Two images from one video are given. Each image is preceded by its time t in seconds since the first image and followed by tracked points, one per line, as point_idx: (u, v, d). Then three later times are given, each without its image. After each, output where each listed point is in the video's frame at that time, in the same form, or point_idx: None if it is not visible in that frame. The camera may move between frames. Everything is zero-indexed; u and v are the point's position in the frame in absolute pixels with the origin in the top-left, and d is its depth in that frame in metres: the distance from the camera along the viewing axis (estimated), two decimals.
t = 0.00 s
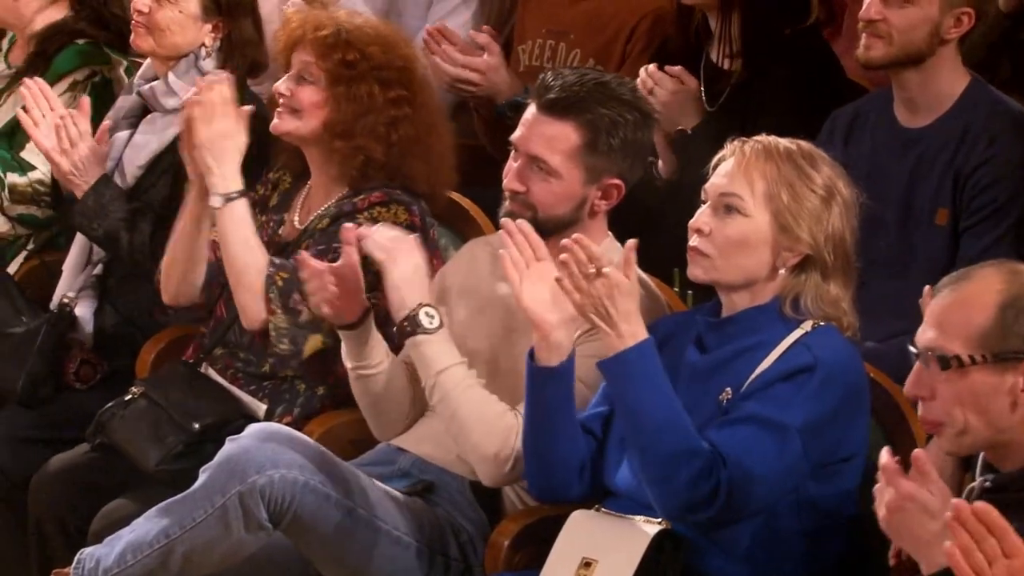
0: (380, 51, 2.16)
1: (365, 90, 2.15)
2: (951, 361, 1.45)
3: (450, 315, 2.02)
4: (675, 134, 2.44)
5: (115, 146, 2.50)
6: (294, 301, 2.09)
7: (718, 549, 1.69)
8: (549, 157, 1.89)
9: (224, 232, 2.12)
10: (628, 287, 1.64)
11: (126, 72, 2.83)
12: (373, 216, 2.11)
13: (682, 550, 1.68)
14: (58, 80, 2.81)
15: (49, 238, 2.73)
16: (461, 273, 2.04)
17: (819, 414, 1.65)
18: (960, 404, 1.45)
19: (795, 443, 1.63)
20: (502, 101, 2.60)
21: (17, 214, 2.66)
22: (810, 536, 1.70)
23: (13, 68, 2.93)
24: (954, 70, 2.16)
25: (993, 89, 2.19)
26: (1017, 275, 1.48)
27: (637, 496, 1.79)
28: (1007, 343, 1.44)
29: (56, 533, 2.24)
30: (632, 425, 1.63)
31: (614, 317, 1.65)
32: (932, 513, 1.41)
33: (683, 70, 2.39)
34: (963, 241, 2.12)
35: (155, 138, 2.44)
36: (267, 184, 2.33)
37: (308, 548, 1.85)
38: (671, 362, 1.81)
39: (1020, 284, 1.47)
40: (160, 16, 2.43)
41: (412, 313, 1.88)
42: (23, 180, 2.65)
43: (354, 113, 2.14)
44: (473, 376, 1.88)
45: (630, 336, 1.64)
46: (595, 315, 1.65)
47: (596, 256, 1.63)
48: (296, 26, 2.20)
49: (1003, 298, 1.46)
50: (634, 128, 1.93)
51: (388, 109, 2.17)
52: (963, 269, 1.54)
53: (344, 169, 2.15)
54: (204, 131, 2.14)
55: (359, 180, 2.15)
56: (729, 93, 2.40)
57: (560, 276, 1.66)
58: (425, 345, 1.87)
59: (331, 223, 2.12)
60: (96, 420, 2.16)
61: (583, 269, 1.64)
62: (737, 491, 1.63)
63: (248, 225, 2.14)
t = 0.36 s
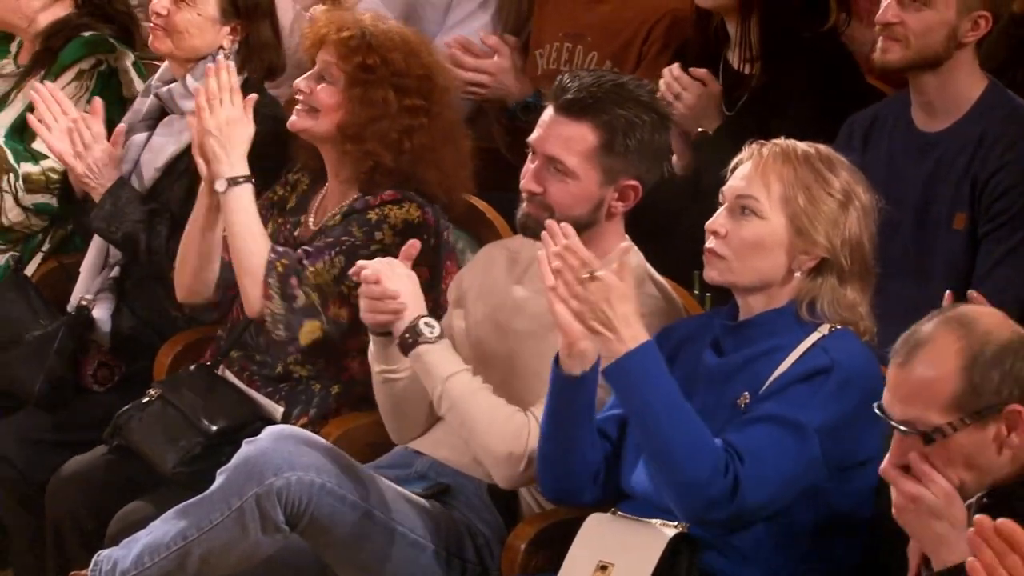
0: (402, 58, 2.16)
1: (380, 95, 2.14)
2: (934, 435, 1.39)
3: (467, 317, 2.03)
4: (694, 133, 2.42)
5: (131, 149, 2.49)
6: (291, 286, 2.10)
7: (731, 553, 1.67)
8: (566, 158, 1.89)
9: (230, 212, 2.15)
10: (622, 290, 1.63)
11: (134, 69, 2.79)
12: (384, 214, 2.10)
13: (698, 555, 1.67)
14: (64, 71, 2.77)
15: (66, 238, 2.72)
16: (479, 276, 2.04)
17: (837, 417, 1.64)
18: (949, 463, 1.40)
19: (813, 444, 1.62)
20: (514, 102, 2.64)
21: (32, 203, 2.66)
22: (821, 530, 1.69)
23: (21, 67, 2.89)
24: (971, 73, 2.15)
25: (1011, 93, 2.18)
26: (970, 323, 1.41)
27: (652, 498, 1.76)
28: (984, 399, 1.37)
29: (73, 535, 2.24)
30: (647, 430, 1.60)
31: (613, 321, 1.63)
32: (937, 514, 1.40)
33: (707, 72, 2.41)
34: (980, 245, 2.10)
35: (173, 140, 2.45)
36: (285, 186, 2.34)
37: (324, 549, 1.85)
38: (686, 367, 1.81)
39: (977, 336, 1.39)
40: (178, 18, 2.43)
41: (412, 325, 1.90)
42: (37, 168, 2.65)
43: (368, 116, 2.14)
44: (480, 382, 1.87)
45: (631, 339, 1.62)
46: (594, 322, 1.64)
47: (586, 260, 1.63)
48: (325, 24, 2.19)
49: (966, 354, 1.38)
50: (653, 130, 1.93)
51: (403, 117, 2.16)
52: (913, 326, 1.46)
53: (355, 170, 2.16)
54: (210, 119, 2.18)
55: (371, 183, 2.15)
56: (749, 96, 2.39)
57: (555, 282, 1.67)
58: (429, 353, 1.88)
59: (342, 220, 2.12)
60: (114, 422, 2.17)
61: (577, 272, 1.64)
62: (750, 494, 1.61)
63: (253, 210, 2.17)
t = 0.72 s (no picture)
0: (424, 67, 2.16)
1: (400, 103, 2.15)
2: (947, 411, 1.39)
3: (496, 324, 2.02)
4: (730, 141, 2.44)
5: (163, 156, 2.52)
6: (320, 299, 2.11)
7: (755, 555, 1.68)
8: (593, 163, 1.90)
9: (263, 230, 2.15)
10: (665, 296, 1.63)
11: (163, 72, 2.77)
12: (412, 223, 2.11)
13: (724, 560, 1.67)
14: (95, 70, 2.76)
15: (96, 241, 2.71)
16: (508, 280, 2.04)
17: (866, 423, 1.63)
18: (956, 446, 1.40)
19: (842, 448, 1.62)
20: (542, 106, 2.62)
21: (64, 199, 2.63)
22: (844, 533, 1.68)
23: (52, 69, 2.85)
24: (1000, 78, 2.13)
25: None
26: (1000, 311, 1.42)
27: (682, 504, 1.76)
28: (1002, 386, 1.37)
29: (104, 539, 2.25)
30: (673, 424, 1.61)
31: (653, 324, 1.63)
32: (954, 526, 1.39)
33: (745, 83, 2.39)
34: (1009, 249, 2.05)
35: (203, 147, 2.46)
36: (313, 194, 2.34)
37: (352, 553, 1.85)
38: (715, 372, 1.81)
39: (1006, 322, 1.40)
40: (209, 24, 2.45)
41: (432, 333, 1.90)
42: (69, 166, 2.65)
43: (393, 125, 2.14)
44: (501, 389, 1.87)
45: (670, 344, 1.62)
46: (634, 325, 1.64)
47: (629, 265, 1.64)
48: (348, 31, 2.20)
49: (991, 338, 1.39)
50: (681, 135, 1.93)
51: (426, 125, 2.16)
52: (941, 309, 1.47)
53: (382, 179, 2.16)
54: (244, 133, 2.18)
55: (398, 192, 2.15)
56: (780, 102, 2.40)
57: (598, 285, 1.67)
58: (449, 362, 1.88)
59: (370, 230, 2.13)
60: (143, 425, 2.18)
61: (620, 278, 1.64)
62: (778, 499, 1.61)
63: (286, 225, 2.17)
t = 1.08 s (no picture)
0: (448, 80, 2.16)
1: (424, 118, 2.15)
2: (996, 399, 1.42)
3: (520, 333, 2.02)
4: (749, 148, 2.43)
5: (187, 163, 2.53)
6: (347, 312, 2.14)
7: (779, 565, 1.67)
8: (618, 170, 1.90)
9: (289, 248, 2.19)
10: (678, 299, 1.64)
11: (190, 81, 2.77)
12: (438, 235, 2.13)
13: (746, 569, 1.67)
14: (121, 79, 2.74)
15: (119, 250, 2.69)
16: (531, 290, 2.04)
17: (887, 430, 1.62)
18: (998, 439, 1.43)
19: (863, 455, 1.61)
20: (568, 108, 2.61)
21: (90, 209, 2.61)
22: (871, 541, 1.68)
23: (78, 77, 2.85)
24: None
25: None
26: None
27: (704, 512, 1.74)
28: None
29: (127, 547, 2.25)
30: (695, 436, 1.60)
31: (669, 329, 1.63)
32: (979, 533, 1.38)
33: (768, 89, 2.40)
34: None
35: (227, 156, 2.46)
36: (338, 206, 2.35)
37: (375, 562, 1.85)
38: (738, 380, 1.80)
39: None
40: (233, 32, 2.47)
41: (481, 329, 1.89)
42: (94, 175, 2.62)
43: (419, 139, 2.15)
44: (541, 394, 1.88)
45: (686, 348, 1.62)
46: (649, 329, 1.65)
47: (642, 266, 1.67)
48: (370, 44, 2.21)
49: None
50: (706, 146, 1.93)
51: (451, 139, 2.16)
52: (1005, 302, 1.49)
53: (406, 192, 2.17)
54: (266, 152, 2.21)
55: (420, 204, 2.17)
56: (802, 112, 2.38)
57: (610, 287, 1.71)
58: (493, 361, 1.88)
59: (398, 241, 2.15)
60: (168, 434, 2.19)
61: (630, 280, 1.67)
62: (798, 504, 1.60)
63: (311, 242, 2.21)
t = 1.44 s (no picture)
0: (474, 95, 2.17)
1: (449, 132, 2.15)
2: None
3: (542, 347, 2.03)
4: (769, 163, 2.42)
5: (209, 175, 2.54)
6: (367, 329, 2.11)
7: None
8: (641, 184, 1.90)
9: (311, 255, 2.17)
10: (706, 318, 1.63)
11: (214, 95, 2.77)
12: (459, 246, 2.12)
13: None
14: (146, 93, 2.76)
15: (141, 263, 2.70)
16: (554, 303, 2.04)
17: (911, 447, 1.62)
18: None
19: (887, 474, 1.61)
20: (591, 123, 2.64)
21: (113, 223, 2.61)
22: (896, 557, 1.69)
23: (103, 90, 2.85)
24: None
25: None
26: None
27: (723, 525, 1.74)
28: None
29: (149, 560, 2.25)
30: (719, 456, 1.61)
31: (696, 351, 1.63)
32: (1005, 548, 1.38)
33: (787, 101, 2.40)
34: None
35: (249, 168, 2.48)
36: (359, 217, 2.35)
37: None
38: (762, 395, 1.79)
39: None
40: (254, 45, 2.47)
41: (487, 354, 1.90)
42: (119, 190, 2.62)
43: (443, 152, 2.15)
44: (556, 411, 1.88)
45: (712, 370, 1.62)
46: (676, 349, 1.64)
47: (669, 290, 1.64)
48: (395, 58, 2.22)
49: None
50: (729, 160, 1.93)
51: (474, 153, 2.17)
52: None
53: (428, 204, 2.17)
54: (294, 156, 2.18)
55: (441, 214, 2.17)
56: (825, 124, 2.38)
57: (637, 308, 1.67)
58: (503, 384, 1.88)
59: (419, 252, 2.14)
60: (190, 445, 2.20)
61: (659, 300, 1.64)
62: (821, 524, 1.61)
63: (336, 248, 2.19)
